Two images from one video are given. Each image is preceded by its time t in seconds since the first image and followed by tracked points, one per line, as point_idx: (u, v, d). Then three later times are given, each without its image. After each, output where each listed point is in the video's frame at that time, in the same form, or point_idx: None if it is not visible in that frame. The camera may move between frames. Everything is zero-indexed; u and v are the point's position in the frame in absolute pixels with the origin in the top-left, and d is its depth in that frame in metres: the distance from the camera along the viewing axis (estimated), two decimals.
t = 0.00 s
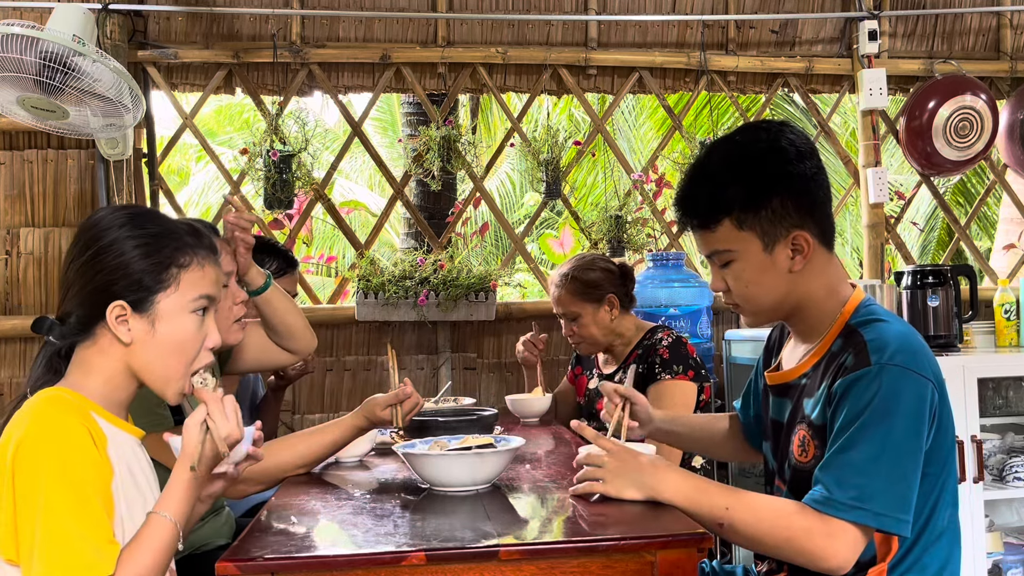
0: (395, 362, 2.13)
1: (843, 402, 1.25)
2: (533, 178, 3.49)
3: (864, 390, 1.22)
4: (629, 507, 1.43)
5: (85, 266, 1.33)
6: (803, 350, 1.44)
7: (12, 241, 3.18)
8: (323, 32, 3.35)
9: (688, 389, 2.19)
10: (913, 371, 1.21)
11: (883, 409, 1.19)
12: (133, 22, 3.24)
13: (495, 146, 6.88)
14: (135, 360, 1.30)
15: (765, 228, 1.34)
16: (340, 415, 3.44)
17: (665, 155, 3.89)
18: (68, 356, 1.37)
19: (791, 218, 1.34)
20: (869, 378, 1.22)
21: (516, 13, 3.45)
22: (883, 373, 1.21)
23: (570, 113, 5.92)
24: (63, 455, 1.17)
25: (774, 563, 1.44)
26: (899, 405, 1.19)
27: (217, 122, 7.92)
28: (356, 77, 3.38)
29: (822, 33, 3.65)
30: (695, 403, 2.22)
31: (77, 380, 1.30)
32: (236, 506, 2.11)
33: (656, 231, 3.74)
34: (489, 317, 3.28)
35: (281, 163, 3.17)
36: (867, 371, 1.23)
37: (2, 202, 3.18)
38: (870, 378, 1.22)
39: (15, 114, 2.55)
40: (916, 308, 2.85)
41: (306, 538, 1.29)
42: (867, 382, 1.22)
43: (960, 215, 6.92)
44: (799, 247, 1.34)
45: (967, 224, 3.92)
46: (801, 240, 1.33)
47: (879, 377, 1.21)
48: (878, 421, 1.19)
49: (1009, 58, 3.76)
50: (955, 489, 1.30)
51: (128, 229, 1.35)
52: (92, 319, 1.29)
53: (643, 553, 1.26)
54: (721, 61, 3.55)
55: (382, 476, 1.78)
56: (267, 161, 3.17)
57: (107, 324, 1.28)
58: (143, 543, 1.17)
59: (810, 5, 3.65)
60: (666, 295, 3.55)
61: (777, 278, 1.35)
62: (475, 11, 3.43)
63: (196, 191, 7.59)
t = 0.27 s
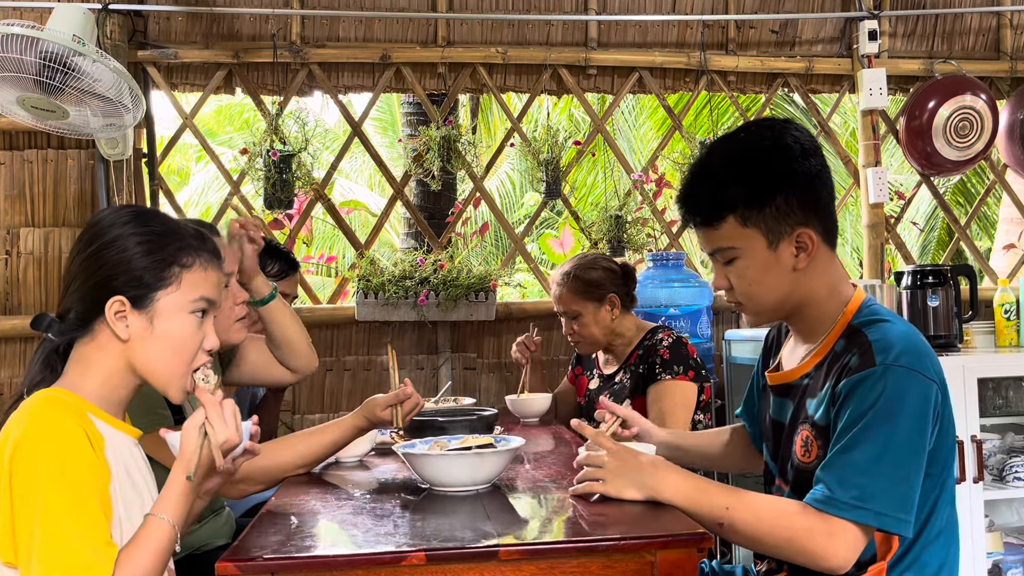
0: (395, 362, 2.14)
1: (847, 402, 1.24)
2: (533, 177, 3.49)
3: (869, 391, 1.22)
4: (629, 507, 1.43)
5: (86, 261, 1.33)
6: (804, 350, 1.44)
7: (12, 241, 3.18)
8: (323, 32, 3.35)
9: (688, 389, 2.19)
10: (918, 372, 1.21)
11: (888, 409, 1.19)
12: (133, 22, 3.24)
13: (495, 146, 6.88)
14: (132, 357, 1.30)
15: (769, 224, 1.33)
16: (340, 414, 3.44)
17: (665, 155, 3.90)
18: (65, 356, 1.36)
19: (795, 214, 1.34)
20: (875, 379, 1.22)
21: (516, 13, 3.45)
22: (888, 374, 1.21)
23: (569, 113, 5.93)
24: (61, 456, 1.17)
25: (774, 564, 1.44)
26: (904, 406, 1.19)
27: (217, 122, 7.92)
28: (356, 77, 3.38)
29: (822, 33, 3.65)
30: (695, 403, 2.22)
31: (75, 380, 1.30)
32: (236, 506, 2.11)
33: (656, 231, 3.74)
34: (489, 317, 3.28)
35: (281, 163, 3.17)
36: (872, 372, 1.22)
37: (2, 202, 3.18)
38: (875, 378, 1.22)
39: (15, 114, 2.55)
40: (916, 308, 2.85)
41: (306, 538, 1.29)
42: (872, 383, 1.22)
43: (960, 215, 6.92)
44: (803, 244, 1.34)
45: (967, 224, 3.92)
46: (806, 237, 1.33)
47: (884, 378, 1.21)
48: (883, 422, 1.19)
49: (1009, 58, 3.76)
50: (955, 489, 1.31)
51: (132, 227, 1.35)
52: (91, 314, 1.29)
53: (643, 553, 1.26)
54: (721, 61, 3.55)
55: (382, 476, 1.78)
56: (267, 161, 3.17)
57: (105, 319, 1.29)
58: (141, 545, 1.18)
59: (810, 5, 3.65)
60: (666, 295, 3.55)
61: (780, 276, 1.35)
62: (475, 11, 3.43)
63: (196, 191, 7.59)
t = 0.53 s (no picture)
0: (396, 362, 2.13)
1: (852, 404, 1.24)
2: (533, 177, 3.49)
3: (875, 394, 1.21)
4: (630, 507, 1.43)
5: (86, 261, 1.33)
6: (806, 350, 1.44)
7: (12, 241, 3.18)
8: (323, 32, 3.35)
9: (689, 389, 2.19)
10: (926, 376, 1.20)
11: (894, 413, 1.19)
12: (133, 22, 3.24)
13: (495, 146, 6.88)
14: (130, 358, 1.30)
15: (774, 219, 1.34)
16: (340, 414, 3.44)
17: (665, 155, 3.90)
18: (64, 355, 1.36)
19: (802, 210, 1.34)
20: (881, 382, 1.21)
21: (516, 13, 3.45)
22: (895, 378, 1.20)
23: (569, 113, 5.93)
24: (57, 457, 1.17)
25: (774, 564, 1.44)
26: (911, 410, 1.19)
27: (217, 122, 7.93)
28: (356, 77, 3.38)
29: (822, 33, 3.65)
30: (696, 404, 2.22)
31: (73, 381, 1.30)
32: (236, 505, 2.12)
33: (656, 231, 3.74)
34: (489, 317, 3.28)
35: (281, 163, 3.17)
36: (878, 375, 1.22)
37: (2, 202, 3.18)
38: (881, 381, 1.21)
39: (15, 114, 2.55)
40: (916, 308, 2.85)
41: (307, 537, 1.29)
42: (878, 385, 1.21)
43: (960, 215, 6.93)
44: (808, 240, 1.34)
45: (967, 224, 3.92)
46: (810, 233, 1.34)
47: (890, 382, 1.20)
48: (889, 425, 1.19)
49: (1009, 58, 3.76)
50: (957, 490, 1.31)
51: (135, 228, 1.35)
52: (91, 314, 1.29)
53: (643, 553, 1.26)
54: (721, 61, 3.54)
55: (382, 476, 1.78)
56: (267, 161, 3.17)
57: (104, 320, 1.29)
58: (137, 545, 1.17)
59: (810, 5, 3.65)
60: (667, 295, 3.55)
61: (784, 271, 1.35)
62: (475, 11, 3.43)
63: (196, 191, 7.59)
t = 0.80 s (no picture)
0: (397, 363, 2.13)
1: (855, 409, 1.24)
2: (533, 177, 3.49)
3: (877, 397, 1.21)
4: (630, 507, 1.43)
5: (86, 264, 1.33)
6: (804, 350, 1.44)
7: (12, 241, 3.18)
8: (323, 32, 3.35)
9: (691, 390, 2.19)
10: (926, 376, 1.20)
11: (898, 415, 1.19)
12: (133, 22, 3.24)
13: (495, 146, 6.88)
14: (129, 360, 1.30)
15: (766, 216, 1.34)
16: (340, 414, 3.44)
17: (665, 155, 3.90)
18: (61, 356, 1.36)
19: (796, 210, 1.34)
20: (882, 386, 1.21)
21: (516, 13, 3.45)
22: (896, 380, 1.20)
23: (569, 112, 5.92)
24: (54, 458, 1.17)
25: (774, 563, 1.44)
26: (914, 412, 1.19)
27: (217, 122, 7.93)
28: (356, 77, 3.38)
29: (822, 33, 3.65)
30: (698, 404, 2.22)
31: (72, 381, 1.30)
32: (238, 505, 2.12)
33: (656, 231, 3.74)
34: (489, 317, 3.28)
35: (281, 163, 3.17)
36: (879, 379, 1.22)
37: (2, 202, 3.18)
38: (883, 385, 1.21)
39: (16, 114, 2.55)
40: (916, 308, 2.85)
41: (307, 537, 1.29)
42: (880, 389, 1.21)
43: (960, 215, 6.93)
44: (800, 239, 1.34)
45: (967, 224, 3.92)
46: (802, 231, 1.34)
47: (892, 385, 1.20)
48: (893, 428, 1.19)
49: (1009, 58, 3.76)
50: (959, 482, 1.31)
51: (136, 231, 1.35)
52: (90, 316, 1.29)
53: (643, 553, 1.26)
54: (721, 61, 3.54)
55: (383, 476, 1.78)
56: (267, 161, 3.17)
57: (103, 323, 1.29)
58: (134, 545, 1.17)
59: (810, 5, 3.65)
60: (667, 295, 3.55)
61: (776, 270, 1.35)
62: (475, 11, 3.43)
63: (196, 191, 7.59)
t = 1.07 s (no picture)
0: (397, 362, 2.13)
1: (846, 409, 1.24)
2: (533, 177, 3.49)
3: (867, 396, 1.21)
4: (630, 507, 1.43)
5: (85, 266, 1.33)
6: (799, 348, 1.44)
7: (12, 241, 3.18)
8: (323, 33, 3.35)
9: (692, 389, 2.19)
10: (912, 371, 1.21)
11: (889, 413, 1.19)
12: (133, 22, 3.24)
13: (495, 146, 6.88)
14: (128, 362, 1.30)
15: (758, 216, 1.35)
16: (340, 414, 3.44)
17: (665, 155, 3.90)
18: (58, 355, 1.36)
19: (787, 211, 1.34)
20: (871, 383, 1.21)
21: (516, 13, 3.45)
22: (884, 377, 1.20)
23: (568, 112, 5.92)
24: (53, 457, 1.17)
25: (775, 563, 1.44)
26: (904, 408, 1.19)
27: (217, 122, 7.93)
28: (356, 77, 3.38)
29: (821, 33, 3.65)
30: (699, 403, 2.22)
31: (71, 381, 1.30)
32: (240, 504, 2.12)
33: (656, 231, 3.74)
34: (489, 317, 3.28)
35: (281, 163, 3.17)
36: (867, 376, 1.22)
37: (2, 202, 3.18)
38: (871, 383, 1.21)
39: (15, 114, 2.55)
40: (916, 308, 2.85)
41: (308, 537, 1.29)
42: (869, 387, 1.21)
43: (960, 215, 6.93)
44: (790, 241, 1.34)
45: (967, 224, 3.92)
46: (791, 233, 1.34)
47: (880, 382, 1.20)
48: (885, 425, 1.19)
49: (1009, 58, 3.76)
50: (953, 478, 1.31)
51: (135, 233, 1.35)
52: (89, 317, 1.29)
53: (643, 553, 1.26)
54: (721, 61, 3.54)
55: (383, 476, 1.78)
56: (267, 161, 3.17)
57: (102, 325, 1.29)
58: (131, 544, 1.17)
59: (810, 5, 3.65)
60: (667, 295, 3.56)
61: (765, 270, 1.36)
62: (475, 11, 3.43)
63: (197, 191, 7.59)
